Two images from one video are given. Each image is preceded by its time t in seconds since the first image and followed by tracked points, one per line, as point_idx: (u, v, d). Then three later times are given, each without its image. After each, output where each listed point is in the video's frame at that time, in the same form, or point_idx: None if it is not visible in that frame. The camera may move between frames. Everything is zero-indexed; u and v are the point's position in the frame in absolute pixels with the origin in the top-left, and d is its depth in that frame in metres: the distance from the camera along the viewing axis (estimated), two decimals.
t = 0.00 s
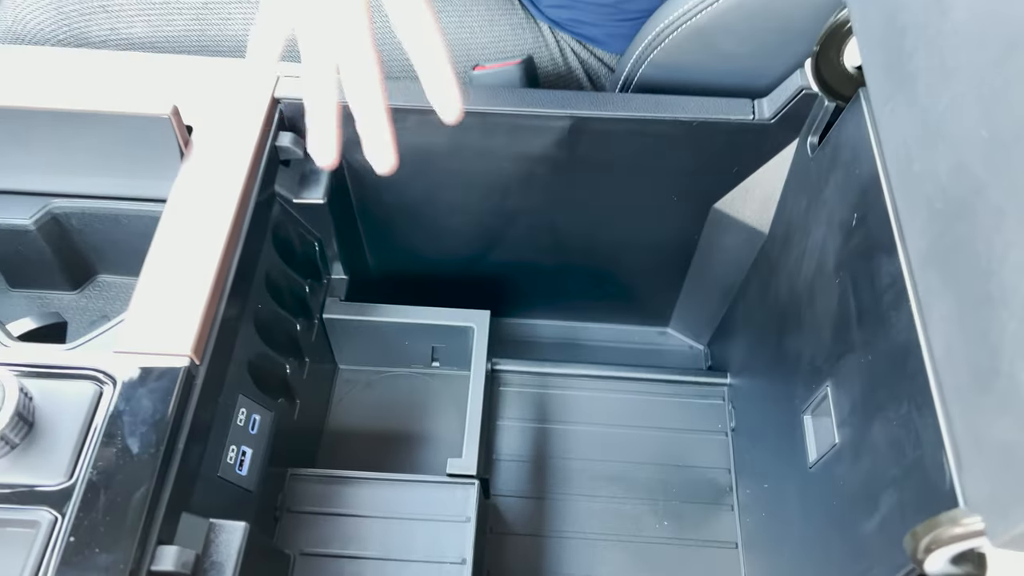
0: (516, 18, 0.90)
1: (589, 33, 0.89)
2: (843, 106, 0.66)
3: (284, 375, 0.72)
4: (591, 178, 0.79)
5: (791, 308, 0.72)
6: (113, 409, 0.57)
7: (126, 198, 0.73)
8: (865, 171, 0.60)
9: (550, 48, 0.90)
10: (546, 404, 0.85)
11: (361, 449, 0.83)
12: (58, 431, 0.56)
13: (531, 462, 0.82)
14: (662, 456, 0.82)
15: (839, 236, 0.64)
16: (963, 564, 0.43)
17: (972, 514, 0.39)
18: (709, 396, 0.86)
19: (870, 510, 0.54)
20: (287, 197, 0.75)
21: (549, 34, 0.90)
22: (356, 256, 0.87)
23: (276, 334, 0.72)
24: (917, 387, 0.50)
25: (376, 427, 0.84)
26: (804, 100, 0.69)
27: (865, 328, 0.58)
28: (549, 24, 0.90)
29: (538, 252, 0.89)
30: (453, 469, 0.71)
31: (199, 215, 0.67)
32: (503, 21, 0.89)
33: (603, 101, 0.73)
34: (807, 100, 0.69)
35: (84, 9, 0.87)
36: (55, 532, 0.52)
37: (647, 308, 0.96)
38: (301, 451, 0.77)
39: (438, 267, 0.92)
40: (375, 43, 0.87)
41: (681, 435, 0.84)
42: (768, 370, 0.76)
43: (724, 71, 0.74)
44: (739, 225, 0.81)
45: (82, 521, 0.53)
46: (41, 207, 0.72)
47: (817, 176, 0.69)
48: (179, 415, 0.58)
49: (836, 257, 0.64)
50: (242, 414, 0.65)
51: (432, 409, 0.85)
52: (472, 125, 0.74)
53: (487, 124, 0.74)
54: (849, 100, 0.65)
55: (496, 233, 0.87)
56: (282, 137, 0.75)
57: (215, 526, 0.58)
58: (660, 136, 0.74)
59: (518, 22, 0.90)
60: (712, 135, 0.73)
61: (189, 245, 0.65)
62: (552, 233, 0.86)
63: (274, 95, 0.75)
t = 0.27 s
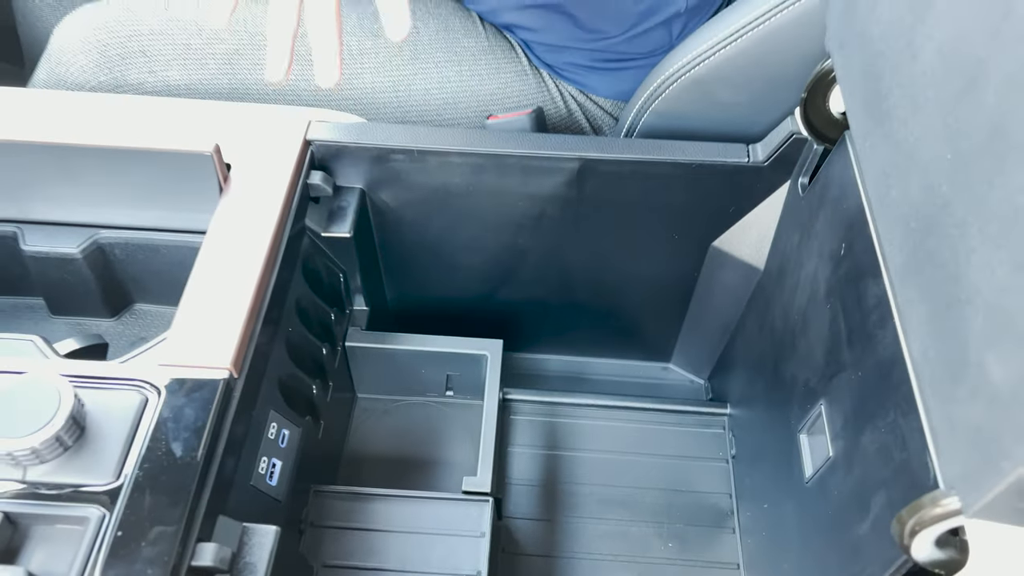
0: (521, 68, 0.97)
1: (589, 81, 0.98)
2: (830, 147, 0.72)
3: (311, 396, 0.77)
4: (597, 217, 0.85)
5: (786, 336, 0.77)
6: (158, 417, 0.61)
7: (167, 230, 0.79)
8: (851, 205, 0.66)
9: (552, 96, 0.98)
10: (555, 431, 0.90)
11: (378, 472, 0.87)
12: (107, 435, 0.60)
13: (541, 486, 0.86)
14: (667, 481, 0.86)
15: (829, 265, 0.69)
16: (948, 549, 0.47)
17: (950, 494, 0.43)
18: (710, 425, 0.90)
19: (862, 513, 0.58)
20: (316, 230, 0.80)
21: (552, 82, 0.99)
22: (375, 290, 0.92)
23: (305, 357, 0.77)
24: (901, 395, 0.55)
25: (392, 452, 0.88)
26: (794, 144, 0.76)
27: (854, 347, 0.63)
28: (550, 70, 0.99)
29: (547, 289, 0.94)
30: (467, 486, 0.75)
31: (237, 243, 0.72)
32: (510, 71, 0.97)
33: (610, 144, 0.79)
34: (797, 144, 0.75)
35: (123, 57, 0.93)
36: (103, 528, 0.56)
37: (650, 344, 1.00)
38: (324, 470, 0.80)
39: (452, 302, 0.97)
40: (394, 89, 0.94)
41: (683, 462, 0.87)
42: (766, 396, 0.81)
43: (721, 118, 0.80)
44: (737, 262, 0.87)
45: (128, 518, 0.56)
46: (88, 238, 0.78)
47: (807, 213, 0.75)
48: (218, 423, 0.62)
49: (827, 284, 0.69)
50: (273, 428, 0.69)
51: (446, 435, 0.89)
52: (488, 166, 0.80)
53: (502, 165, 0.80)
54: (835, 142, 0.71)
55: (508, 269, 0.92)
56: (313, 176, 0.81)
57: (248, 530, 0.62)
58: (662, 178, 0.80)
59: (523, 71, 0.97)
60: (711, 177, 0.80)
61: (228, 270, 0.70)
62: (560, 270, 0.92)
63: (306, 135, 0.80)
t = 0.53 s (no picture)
0: (529, 125, 1.05)
1: (592, 134, 1.05)
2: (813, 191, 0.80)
3: (334, 419, 0.82)
4: (601, 258, 0.92)
5: (777, 366, 0.83)
6: (200, 427, 0.67)
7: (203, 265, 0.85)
8: (832, 241, 0.72)
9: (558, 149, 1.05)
10: (560, 461, 0.95)
11: (393, 498, 0.91)
12: (153, 442, 0.65)
13: (548, 512, 0.90)
14: (667, 508, 0.91)
15: (814, 297, 0.75)
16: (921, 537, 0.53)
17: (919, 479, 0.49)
18: (708, 456, 0.95)
19: (847, 518, 0.63)
20: (342, 267, 0.87)
21: (557, 137, 1.05)
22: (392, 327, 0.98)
23: (330, 383, 0.82)
24: (879, 405, 0.61)
25: (407, 479, 0.93)
26: (781, 190, 0.83)
27: (837, 368, 0.69)
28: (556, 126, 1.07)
29: (553, 327, 1.00)
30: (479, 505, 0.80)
31: (272, 275, 0.79)
32: (519, 127, 1.05)
33: (612, 190, 0.86)
34: (783, 189, 0.82)
35: (164, 109, 1.02)
36: (150, 525, 0.61)
37: (650, 382, 1.06)
38: (344, 492, 0.85)
39: (464, 340, 1.03)
40: (413, 141, 1.02)
41: (683, 490, 0.92)
42: (759, 424, 0.86)
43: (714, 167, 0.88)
44: (731, 301, 0.93)
45: (173, 516, 0.61)
46: (131, 271, 0.84)
47: (794, 252, 0.82)
48: (254, 435, 0.68)
49: (812, 315, 0.75)
50: (301, 445, 0.75)
51: (458, 464, 0.94)
52: (501, 209, 0.87)
53: (513, 208, 0.87)
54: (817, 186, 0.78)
55: (517, 308, 0.98)
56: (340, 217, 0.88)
57: (278, 535, 0.67)
58: (660, 221, 0.87)
59: (531, 127, 1.05)
60: (705, 220, 0.87)
61: (264, 298, 0.76)
62: (566, 309, 0.98)
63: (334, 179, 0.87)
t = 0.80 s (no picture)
0: (534, 175, 1.13)
1: (591, 186, 1.13)
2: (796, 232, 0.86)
3: (350, 442, 0.87)
4: (601, 296, 0.98)
5: (766, 395, 0.88)
6: (229, 439, 0.72)
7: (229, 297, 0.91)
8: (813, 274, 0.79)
9: (560, 198, 1.12)
10: (563, 490, 0.99)
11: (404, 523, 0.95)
12: (186, 453, 0.70)
13: (551, 538, 0.94)
14: (665, 535, 0.95)
15: (798, 327, 0.81)
16: (888, 537, 0.59)
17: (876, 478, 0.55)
18: (703, 486, 0.99)
19: (831, 527, 0.68)
20: (359, 301, 0.94)
21: (560, 187, 1.13)
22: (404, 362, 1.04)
23: (346, 408, 0.88)
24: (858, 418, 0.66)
25: (417, 505, 0.97)
26: (766, 231, 0.90)
27: (820, 389, 0.74)
28: (559, 178, 1.14)
29: (556, 363, 1.06)
30: (486, 524, 0.84)
31: (296, 305, 0.85)
32: (525, 177, 1.12)
33: (611, 232, 0.93)
34: (769, 231, 0.89)
35: (195, 157, 1.10)
36: (182, 526, 0.66)
37: (649, 418, 1.11)
38: (357, 514, 0.90)
39: (472, 375, 1.09)
40: (424, 187, 1.10)
41: (680, 518, 0.96)
42: (751, 453, 0.91)
43: (706, 212, 0.95)
44: (724, 337, 0.99)
45: (204, 518, 0.66)
46: (163, 303, 0.90)
47: (780, 288, 0.88)
48: (278, 447, 0.73)
49: (797, 343, 0.81)
50: (320, 462, 0.80)
51: (465, 491, 0.99)
52: (507, 249, 0.94)
53: (518, 248, 0.94)
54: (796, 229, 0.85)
55: (522, 344, 1.04)
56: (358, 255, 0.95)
57: (299, 542, 0.71)
58: (655, 260, 0.94)
59: (536, 178, 1.13)
60: (698, 260, 0.93)
61: (288, 326, 0.83)
62: (568, 346, 1.04)
63: (353, 220, 0.95)
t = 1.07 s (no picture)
0: (546, 229, 1.17)
1: (601, 241, 1.18)
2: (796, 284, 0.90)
3: (364, 480, 0.89)
4: (609, 343, 1.01)
5: (769, 441, 0.91)
6: (250, 471, 0.75)
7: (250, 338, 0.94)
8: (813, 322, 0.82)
9: (570, 250, 1.17)
10: (569, 534, 1.01)
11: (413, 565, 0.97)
12: (208, 484, 0.73)
13: None
14: None
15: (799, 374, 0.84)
16: None
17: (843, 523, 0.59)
18: (708, 532, 1.01)
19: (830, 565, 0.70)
20: (376, 343, 0.97)
21: (570, 241, 1.18)
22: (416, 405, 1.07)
23: (361, 447, 0.90)
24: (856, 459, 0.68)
25: (426, 546, 0.99)
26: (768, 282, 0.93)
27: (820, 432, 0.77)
28: (570, 234, 1.19)
29: (565, 409, 1.08)
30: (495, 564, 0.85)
31: (316, 346, 0.88)
32: (537, 230, 1.16)
33: (619, 281, 0.97)
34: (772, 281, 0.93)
35: (222, 208, 1.15)
36: (204, 555, 0.68)
37: (656, 464, 1.13)
38: (369, 553, 0.92)
39: (482, 419, 1.11)
40: (439, 238, 1.14)
41: (685, 563, 0.98)
42: (755, 499, 0.93)
43: (710, 262, 0.98)
44: (728, 385, 1.02)
45: (225, 548, 0.69)
46: (187, 343, 0.94)
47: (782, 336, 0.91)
48: (296, 481, 0.76)
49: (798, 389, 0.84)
50: (335, 498, 0.82)
51: (473, 534, 1.00)
52: (518, 296, 0.98)
53: (529, 295, 0.97)
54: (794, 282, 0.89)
55: (532, 389, 1.07)
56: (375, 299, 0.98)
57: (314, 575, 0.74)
58: (661, 308, 0.97)
59: (547, 232, 1.17)
60: (703, 308, 0.97)
61: (309, 365, 0.86)
62: (576, 392, 1.07)
63: (371, 265, 0.98)
